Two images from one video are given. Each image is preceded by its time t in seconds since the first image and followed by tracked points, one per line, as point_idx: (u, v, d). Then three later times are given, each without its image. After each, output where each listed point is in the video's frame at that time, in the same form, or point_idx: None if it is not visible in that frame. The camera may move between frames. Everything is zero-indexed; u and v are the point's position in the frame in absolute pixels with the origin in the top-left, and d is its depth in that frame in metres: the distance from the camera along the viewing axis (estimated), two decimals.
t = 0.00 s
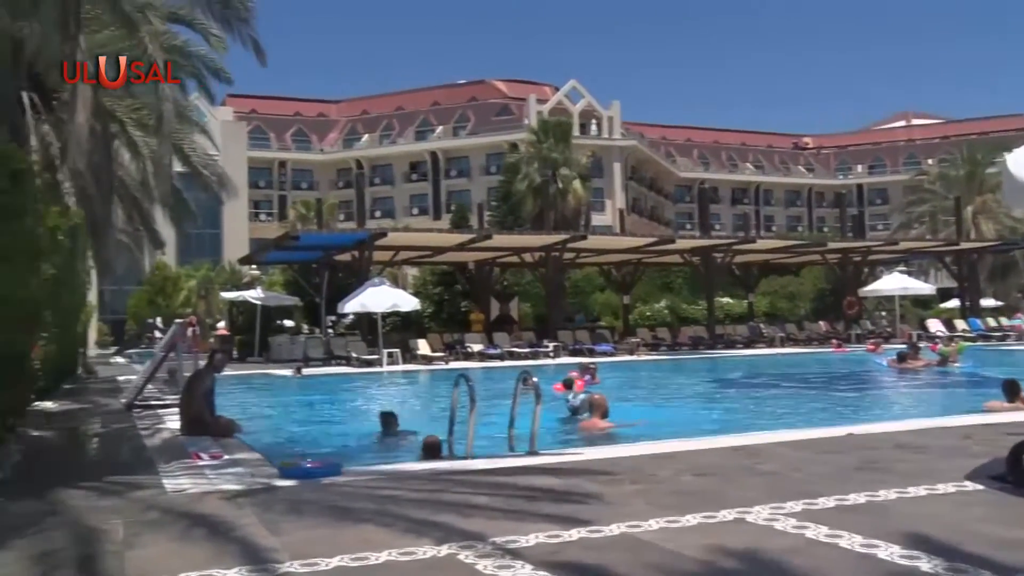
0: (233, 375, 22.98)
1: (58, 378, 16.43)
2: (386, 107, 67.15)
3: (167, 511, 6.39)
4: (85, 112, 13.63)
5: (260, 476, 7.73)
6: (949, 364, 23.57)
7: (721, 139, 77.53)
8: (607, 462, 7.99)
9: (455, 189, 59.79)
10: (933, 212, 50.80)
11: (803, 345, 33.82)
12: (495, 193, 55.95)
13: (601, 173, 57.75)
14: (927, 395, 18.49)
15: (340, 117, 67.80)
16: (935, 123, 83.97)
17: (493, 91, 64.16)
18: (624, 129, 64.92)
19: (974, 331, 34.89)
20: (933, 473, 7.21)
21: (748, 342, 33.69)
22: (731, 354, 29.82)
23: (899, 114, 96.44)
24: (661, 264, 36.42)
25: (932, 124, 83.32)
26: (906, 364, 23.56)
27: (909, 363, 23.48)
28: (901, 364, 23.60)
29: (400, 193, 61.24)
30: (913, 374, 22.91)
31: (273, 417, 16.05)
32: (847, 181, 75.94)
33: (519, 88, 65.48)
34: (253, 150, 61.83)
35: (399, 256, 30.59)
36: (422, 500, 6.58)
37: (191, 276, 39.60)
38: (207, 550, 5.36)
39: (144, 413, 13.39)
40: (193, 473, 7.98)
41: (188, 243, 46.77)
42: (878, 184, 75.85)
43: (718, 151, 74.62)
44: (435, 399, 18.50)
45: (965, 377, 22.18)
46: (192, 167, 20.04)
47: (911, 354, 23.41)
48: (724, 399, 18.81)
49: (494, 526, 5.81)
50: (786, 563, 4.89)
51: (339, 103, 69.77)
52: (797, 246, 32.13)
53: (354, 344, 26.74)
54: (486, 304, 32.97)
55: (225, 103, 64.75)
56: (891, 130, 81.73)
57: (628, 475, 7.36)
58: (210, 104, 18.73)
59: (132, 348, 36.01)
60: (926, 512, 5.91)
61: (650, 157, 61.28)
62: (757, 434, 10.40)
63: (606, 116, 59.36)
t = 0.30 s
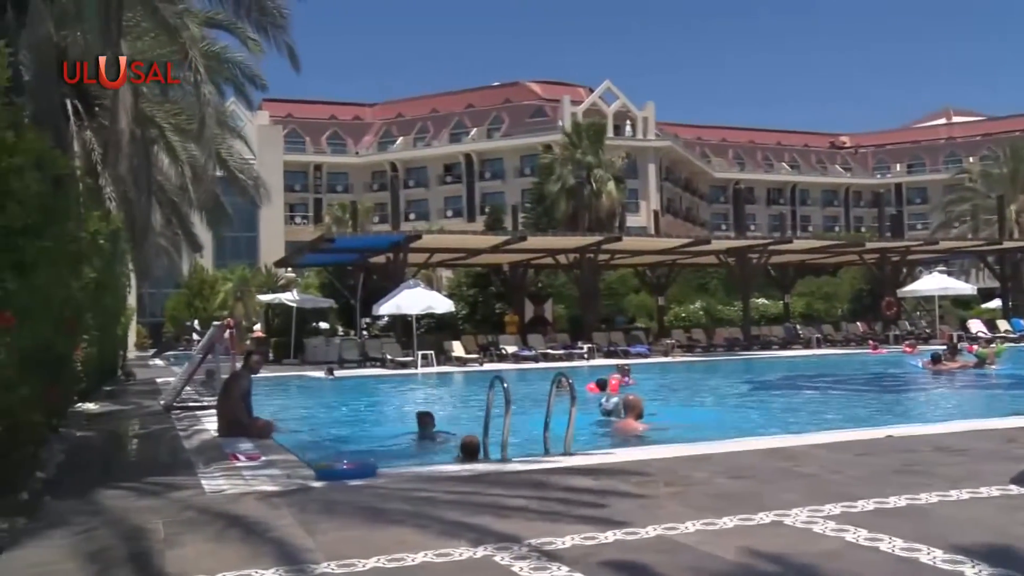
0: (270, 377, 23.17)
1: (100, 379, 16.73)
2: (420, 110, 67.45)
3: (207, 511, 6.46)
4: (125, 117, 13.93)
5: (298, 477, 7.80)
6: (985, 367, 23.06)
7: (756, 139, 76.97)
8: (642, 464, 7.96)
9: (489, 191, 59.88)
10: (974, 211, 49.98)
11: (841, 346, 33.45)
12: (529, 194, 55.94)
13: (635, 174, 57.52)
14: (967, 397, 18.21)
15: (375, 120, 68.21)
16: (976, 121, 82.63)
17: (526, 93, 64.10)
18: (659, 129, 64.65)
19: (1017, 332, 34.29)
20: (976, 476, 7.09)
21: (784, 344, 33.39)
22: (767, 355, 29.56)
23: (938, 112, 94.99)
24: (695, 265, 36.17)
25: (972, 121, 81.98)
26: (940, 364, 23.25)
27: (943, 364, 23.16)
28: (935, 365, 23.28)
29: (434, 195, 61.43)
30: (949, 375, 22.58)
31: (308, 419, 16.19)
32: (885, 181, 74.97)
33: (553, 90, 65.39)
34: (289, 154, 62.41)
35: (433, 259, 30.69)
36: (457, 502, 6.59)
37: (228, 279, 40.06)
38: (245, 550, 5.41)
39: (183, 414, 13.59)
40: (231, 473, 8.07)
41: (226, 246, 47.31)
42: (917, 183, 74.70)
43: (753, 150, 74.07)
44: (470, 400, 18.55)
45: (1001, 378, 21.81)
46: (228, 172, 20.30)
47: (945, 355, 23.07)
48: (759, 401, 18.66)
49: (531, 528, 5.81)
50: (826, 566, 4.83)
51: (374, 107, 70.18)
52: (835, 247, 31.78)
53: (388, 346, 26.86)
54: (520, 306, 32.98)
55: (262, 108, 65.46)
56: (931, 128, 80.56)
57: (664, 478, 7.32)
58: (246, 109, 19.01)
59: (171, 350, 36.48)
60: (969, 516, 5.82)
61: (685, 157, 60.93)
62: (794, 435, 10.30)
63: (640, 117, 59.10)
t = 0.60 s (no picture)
0: (273, 374, 23.20)
1: (102, 376, 16.71)
2: (425, 107, 67.52)
3: (211, 508, 6.47)
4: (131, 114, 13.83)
5: (301, 474, 7.80)
6: (984, 365, 23.13)
7: (760, 138, 76.93)
8: (644, 462, 7.96)
9: (492, 189, 59.86)
10: (979, 209, 49.89)
11: (844, 345, 33.43)
12: (533, 193, 55.92)
13: (639, 172, 57.50)
14: (971, 396, 18.15)
15: (379, 118, 68.25)
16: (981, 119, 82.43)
17: (530, 92, 64.07)
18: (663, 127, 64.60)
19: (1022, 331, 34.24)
20: (979, 476, 7.08)
21: (787, 343, 33.39)
22: (771, 354, 29.54)
23: (944, 111, 94.74)
24: (698, 264, 36.11)
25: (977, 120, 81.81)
26: (939, 364, 23.18)
27: (941, 364, 23.08)
28: (933, 365, 23.20)
29: (437, 193, 61.43)
30: (947, 374, 22.54)
31: (311, 416, 16.19)
32: (889, 179, 74.79)
33: (557, 88, 65.36)
34: (293, 152, 62.46)
35: (437, 257, 30.71)
36: (458, 500, 6.60)
37: (232, 276, 40.14)
38: (248, 547, 5.41)
39: (186, 412, 13.64)
40: (234, 470, 8.08)
41: (229, 244, 47.39)
42: (922, 182, 74.31)
43: (757, 149, 74.03)
44: (473, 398, 18.53)
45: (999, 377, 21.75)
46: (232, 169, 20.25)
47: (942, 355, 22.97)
48: (762, 400, 18.66)
49: (532, 526, 5.81)
50: (826, 564, 4.84)
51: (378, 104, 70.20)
52: (839, 245, 31.77)
53: (392, 343, 26.88)
54: (523, 304, 32.99)
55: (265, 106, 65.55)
56: (935, 127, 80.46)
57: (666, 475, 7.32)
58: (250, 107, 19.09)
59: (174, 347, 36.54)
60: (973, 515, 5.82)
61: (689, 156, 60.90)
62: (797, 434, 10.30)
63: (644, 116, 59.03)
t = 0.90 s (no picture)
0: (267, 372, 23.17)
1: (97, 374, 16.64)
2: (420, 105, 67.52)
3: (205, 507, 6.46)
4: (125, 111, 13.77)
5: (295, 472, 7.80)
6: (974, 363, 23.14)
7: (755, 136, 77.05)
8: (639, 459, 7.96)
9: (487, 186, 59.78)
10: (973, 208, 50.01)
11: (838, 343, 33.49)
12: (528, 190, 55.88)
13: (634, 171, 57.52)
14: (965, 395, 18.16)
15: (375, 116, 68.19)
16: (975, 118, 82.56)
17: (525, 89, 64.05)
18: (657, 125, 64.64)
19: (1016, 329, 34.33)
20: (972, 473, 7.10)
21: (782, 341, 33.46)
22: (765, 352, 29.58)
23: (938, 110, 94.90)
24: (693, 262, 36.13)
25: (971, 118, 81.95)
26: (928, 362, 23.28)
27: (931, 363, 23.18)
28: (922, 364, 23.31)
29: (432, 191, 61.41)
30: (937, 373, 22.61)
31: (305, 414, 16.16)
32: (884, 178, 74.81)
33: (552, 86, 65.35)
34: (287, 149, 62.32)
35: (432, 254, 30.68)
36: (453, 498, 6.60)
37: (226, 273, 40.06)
38: (242, 545, 5.41)
39: (181, 409, 13.62)
40: (228, 468, 8.07)
41: (224, 242, 47.28)
42: (916, 180, 73.90)
43: (752, 147, 74.13)
44: (468, 397, 18.50)
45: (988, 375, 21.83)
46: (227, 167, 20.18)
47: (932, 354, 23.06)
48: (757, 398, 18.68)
49: (527, 524, 5.81)
50: (821, 562, 4.85)
51: (374, 102, 70.15)
52: (834, 243, 31.83)
53: (386, 341, 26.85)
54: (518, 302, 33.00)
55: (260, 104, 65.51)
56: (929, 126, 80.64)
57: (661, 473, 7.32)
58: (244, 104, 19.04)
59: (169, 345, 36.46)
60: (967, 513, 5.84)
61: (684, 154, 60.96)
62: (792, 431, 10.32)
63: (639, 114, 59.04)
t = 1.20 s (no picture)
0: (266, 369, 23.15)
1: (96, 373, 16.60)
2: (419, 103, 67.58)
3: (205, 504, 6.46)
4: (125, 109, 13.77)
5: (295, 470, 7.80)
6: (967, 363, 23.29)
7: (754, 134, 77.10)
8: (639, 457, 7.96)
9: (486, 184, 59.72)
10: (972, 206, 50.02)
11: (837, 341, 33.49)
12: (527, 188, 55.87)
13: (633, 169, 57.53)
14: (964, 393, 18.11)
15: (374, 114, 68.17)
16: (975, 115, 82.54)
17: (524, 87, 64.05)
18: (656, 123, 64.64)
19: (1015, 328, 34.37)
20: (973, 471, 7.10)
21: (781, 339, 33.51)
22: (763, 350, 29.58)
23: (938, 107, 94.82)
24: (693, 260, 36.15)
25: (970, 116, 81.93)
26: (924, 361, 23.31)
27: (927, 361, 23.19)
28: (918, 362, 23.32)
29: (431, 189, 61.41)
30: (933, 371, 22.62)
31: (303, 412, 16.14)
32: (883, 175, 74.69)
33: (551, 84, 65.34)
34: (286, 147, 62.30)
35: (431, 252, 30.66)
36: (453, 496, 6.60)
37: (225, 271, 40.07)
38: (241, 542, 5.41)
39: (180, 407, 13.62)
40: (227, 466, 8.07)
41: (223, 239, 47.26)
42: (915, 178, 73.98)
43: (751, 145, 74.15)
44: (466, 395, 18.52)
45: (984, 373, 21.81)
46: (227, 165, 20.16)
47: (928, 353, 23.07)
48: (756, 396, 18.66)
49: (526, 521, 5.81)
50: (821, 560, 4.85)
51: (373, 100, 70.14)
52: (834, 241, 31.83)
53: (385, 339, 26.83)
54: (517, 300, 32.99)
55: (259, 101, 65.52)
56: (928, 124, 80.65)
57: (660, 471, 7.32)
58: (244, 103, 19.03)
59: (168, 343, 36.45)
60: (967, 511, 5.83)
61: (683, 152, 61.00)
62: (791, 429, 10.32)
63: (638, 112, 59.01)
